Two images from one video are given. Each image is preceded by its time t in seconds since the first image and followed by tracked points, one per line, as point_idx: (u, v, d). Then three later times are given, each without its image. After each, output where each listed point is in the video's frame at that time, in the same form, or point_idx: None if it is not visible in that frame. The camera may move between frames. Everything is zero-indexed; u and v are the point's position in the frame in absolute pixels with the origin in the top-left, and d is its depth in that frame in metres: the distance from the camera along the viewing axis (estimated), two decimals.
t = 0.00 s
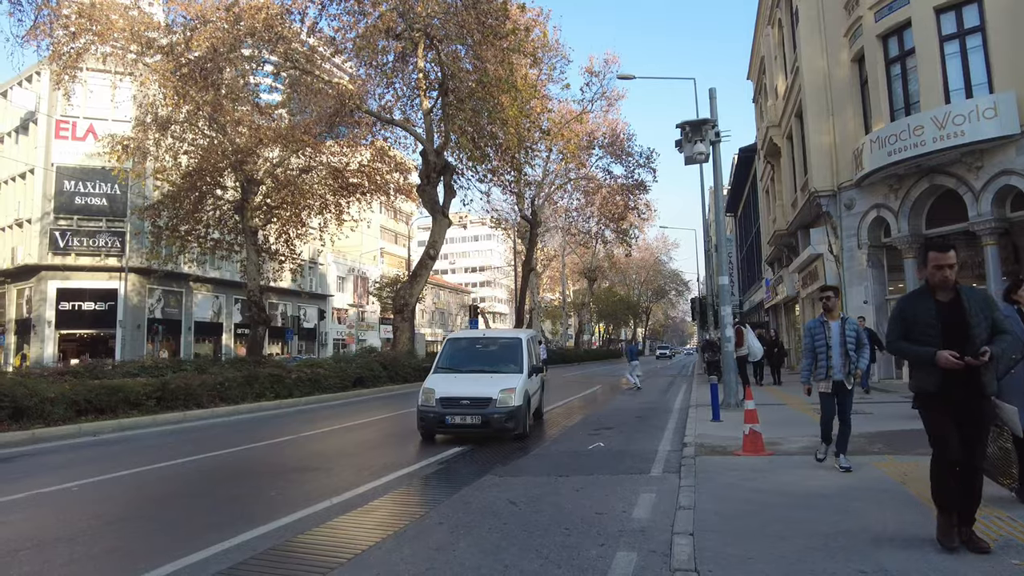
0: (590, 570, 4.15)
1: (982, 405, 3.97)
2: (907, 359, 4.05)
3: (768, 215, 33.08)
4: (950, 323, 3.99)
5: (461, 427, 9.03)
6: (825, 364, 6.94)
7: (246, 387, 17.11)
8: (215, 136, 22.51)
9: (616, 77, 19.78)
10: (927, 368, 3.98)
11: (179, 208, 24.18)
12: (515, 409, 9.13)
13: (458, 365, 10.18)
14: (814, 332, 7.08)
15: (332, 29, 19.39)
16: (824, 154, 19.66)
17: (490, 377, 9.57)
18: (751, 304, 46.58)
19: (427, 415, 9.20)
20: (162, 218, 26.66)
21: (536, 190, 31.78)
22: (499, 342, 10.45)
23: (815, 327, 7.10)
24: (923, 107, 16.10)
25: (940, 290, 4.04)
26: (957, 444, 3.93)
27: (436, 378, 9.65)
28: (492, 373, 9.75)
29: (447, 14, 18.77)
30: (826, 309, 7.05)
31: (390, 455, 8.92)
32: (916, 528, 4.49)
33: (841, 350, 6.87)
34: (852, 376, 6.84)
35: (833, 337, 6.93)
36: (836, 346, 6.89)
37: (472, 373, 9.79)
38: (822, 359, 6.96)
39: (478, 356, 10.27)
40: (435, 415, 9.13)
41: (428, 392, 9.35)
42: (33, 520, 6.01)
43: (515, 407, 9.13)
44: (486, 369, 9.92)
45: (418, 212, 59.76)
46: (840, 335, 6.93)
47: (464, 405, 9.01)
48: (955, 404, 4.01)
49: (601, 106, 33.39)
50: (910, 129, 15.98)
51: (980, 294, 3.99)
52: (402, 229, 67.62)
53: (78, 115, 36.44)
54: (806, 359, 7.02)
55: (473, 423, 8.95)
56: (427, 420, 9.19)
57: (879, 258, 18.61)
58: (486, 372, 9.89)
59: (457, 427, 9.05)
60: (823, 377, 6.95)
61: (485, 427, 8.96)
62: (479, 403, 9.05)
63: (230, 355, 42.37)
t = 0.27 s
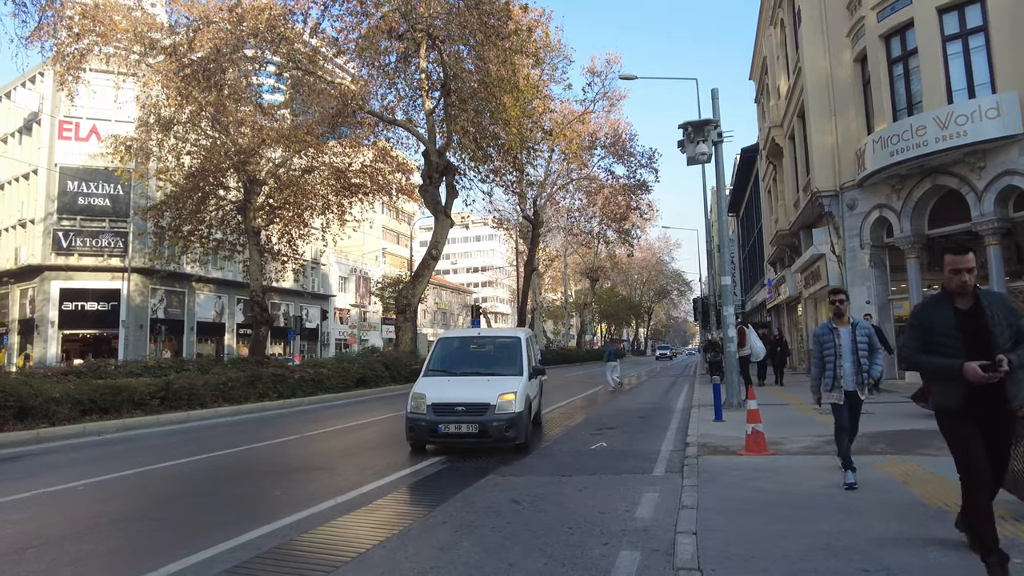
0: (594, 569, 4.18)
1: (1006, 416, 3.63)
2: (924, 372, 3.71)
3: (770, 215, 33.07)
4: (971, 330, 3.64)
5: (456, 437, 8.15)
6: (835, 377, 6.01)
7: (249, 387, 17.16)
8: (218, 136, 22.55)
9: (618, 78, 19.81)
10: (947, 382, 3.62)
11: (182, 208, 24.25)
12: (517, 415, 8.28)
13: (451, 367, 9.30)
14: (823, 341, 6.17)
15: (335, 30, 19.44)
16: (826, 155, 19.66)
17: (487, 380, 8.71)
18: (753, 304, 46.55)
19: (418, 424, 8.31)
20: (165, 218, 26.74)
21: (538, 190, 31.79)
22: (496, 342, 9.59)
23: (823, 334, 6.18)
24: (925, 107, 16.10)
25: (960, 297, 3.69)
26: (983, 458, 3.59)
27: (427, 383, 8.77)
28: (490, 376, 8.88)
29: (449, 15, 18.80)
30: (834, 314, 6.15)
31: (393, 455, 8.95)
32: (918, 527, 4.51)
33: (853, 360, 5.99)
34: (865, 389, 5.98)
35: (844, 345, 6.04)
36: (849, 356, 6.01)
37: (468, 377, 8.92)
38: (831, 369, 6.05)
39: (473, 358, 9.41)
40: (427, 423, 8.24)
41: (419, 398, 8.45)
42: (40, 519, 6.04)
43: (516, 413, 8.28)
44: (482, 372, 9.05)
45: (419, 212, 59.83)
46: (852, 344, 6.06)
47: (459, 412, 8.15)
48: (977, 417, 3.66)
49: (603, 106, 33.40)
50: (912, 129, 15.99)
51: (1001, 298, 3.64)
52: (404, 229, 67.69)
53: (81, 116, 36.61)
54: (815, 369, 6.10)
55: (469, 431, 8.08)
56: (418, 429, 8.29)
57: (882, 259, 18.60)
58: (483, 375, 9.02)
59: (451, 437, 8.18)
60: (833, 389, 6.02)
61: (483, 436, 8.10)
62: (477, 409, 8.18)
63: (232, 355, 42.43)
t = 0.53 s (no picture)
0: (599, 568, 4.19)
1: None
2: (943, 366, 3.42)
3: (773, 214, 33.01)
4: (999, 320, 3.32)
5: (458, 446, 7.38)
6: (850, 372, 5.71)
7: (252, 387, 17.19)
8: (221, 137, 22.58)
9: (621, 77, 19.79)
10: (970, 379, 3.33)
11: (185, 208, 24.30)
12: (523, 421, 7.52)
13: (447, 369, 8.49)
14: (836, 333, 5.83)
15: (337, 30, 19.45)
16: (829, 154, 19.64)
17: (489, 382, 7.94)
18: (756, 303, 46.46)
19: (414, 432, 7.49)
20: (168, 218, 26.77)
21: (540, 189, 31.78)
22: (495, 341, 8.79)
23: (836, 326, 5.84)
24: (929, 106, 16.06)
25: (986, 284, 3.37)
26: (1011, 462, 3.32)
27: (422, 386, 7.96)
28: (491, 377, 8.11)
29: (452, 14, 18.79)
30: (849, 304, 5.80)
31: (397, 454, 8.97)
32: (922, 527, 4.50)
33: (868, 353, 5.72)
34: (880, 384, 5.68)
35: (860, 338, 5.72)
36: (864, 349, 5.71)
37: (467, 379, 8.13)
38: (847, 363, 5.73)
39: (471, 358, 8.63)
40: (425, 431, 7.43)
41: (414, 403, 7.64)
42: (46, 519, 6.07)
43: (523, 419, 7.52)
44: (482, 374, 8.27)
45: (421, 212, 59.88)
46: (867, 336, 5.76)
47: (460, 419, 7.37)
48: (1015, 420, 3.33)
49: (605, 105, 33.36)
50: (915, 127, 15.98)
51: None
52: (406, 229, 67.72)
53: (85, 117, 36.73)
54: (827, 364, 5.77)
55: (472, 440, 7.31)
56: (414, 437, 7.48)
57: (885, 258, 18.55)
58: (483, 377, 8.24)
59: (452, 446, 7.39)
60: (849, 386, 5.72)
61: (488, 446, 7.34)
62: (480, 416, 7.41)
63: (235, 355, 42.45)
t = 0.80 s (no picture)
0: (604, 568, 4.19)
1: None
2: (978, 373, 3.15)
3: (777, 213, 32.93)
4: None
5: (467, 456, 6.59)
6: (879, 378, 5.31)
7: (257, 386, 17.24)
8: (225, 137, 22.65)
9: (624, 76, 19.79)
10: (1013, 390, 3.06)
11: (189, 208, 24.36)
12: (538, 427, 6.79)
13: (448, 371, 7.72)
14: (862, 334, 5.42)
15: (341, 30, 19.49)
16: (833, 153, 19.59)
17: (497, 384, 7.20)
18: (761, 303, 46.38)
19: (417, 441, 6.67)
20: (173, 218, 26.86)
21: (544, 189, 31.77)
22: (498, 340, 8.05)
23: (863, 327, 5.44)
24: (934, 104, 16.01)
25: None
26: None
27: (421, 390, 7.15)
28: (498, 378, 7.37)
29: (456, 15, 18.82)
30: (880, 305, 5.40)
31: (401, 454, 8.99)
32: (928, 527, 4.50)
33: (897, 359, 5.29)
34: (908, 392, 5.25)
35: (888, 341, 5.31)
36: (892, 355, 5.29)
37: (472, 381, 7.37)
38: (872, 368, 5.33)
39: (473, 358, 7.88)
40: (430, 440, 6.60)
41: (415, 409, 6.84)
42: (54, 519, 6.09)
43: (537, 424, 6.78)
44: (487, 375, 7.52)
45: (425, 211, 59.92)
46: (894, 340, 5.34)
47: (470, 426, 6.59)
48: None
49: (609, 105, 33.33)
50: (920, 126, 15.91)
51: None
52: (410, 228, 67.79)
53: (90, 117, 36.91)
54: (852, 368, 5.36)
55: (484, 448, 6.53)
56: (416, 447, 6.65)
57: (890, 257, 18.49)
58: (488, 378, 7.49)
59: (459, 457, 6.59)
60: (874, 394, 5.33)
61: (502, 455, 6.56)
62: (491, 421, 6.64)
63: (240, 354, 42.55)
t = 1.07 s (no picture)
0: (610, 568, 4.19)
1: None
2: None
3: (783, 212, 32.82)
4: None
5: (489, 469, 5.84)
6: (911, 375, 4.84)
7: (263, 386, 17.30)
8: (231, 138, 22.72)
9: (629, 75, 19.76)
10: None
11: (196, 209, 24.45)
12: (566, 436, 6.06)
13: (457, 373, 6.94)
14: (891, 327, 5.02)
15: (347, 31, 19.54)
16: (840, 152, 19.51)
17: (515, 388, 6.46)
18: (767, 302, 46.25)
19: (430, 452, 5.89)
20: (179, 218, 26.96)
21: (549, 189, 31.77)
22: (512, 338, 7.27)
23: (892, 319, 5.00)
24: (941, 102, 15.92)
25: None
26: None
27: (430, 395, 6.38)
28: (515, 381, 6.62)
29: (461, 15, 18.84)
30: (913, 296, 4.95)
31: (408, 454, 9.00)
32: (936, 527, 4.48)
33: (931, 355, 4.85)
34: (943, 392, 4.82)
35: (921, 337, 4.86)
36: (926, 350, 4.85)
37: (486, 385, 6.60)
38: (905, 362, 4.86)
39: (483, 358, 7.11)
40: (445, 452, 5.83)
41: (427, 416, 6.06)
42: (63, 518, 6.13)
43: (564, 433, 6.06)
44: (502, 378, 6.76)
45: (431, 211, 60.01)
46: (928, 334, 4.89)
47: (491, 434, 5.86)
48: None
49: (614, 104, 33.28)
50: (927, 124, 15.83)
51: None
52: (416, 228, 67.91)
53: (97, 118, 37.13)
54: (879, 365, 4.97)
55: (507, 461, 5.80)
56: (429, 460, 5.87)
57: (897, 256, 18.41)
58: (503, 382, 6.75)
59: (478, 470, 5.84)
60: (906, 391, 4.83)
61: (527, 468, 5.84)
62: (514, 430, 5.90)
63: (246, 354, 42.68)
